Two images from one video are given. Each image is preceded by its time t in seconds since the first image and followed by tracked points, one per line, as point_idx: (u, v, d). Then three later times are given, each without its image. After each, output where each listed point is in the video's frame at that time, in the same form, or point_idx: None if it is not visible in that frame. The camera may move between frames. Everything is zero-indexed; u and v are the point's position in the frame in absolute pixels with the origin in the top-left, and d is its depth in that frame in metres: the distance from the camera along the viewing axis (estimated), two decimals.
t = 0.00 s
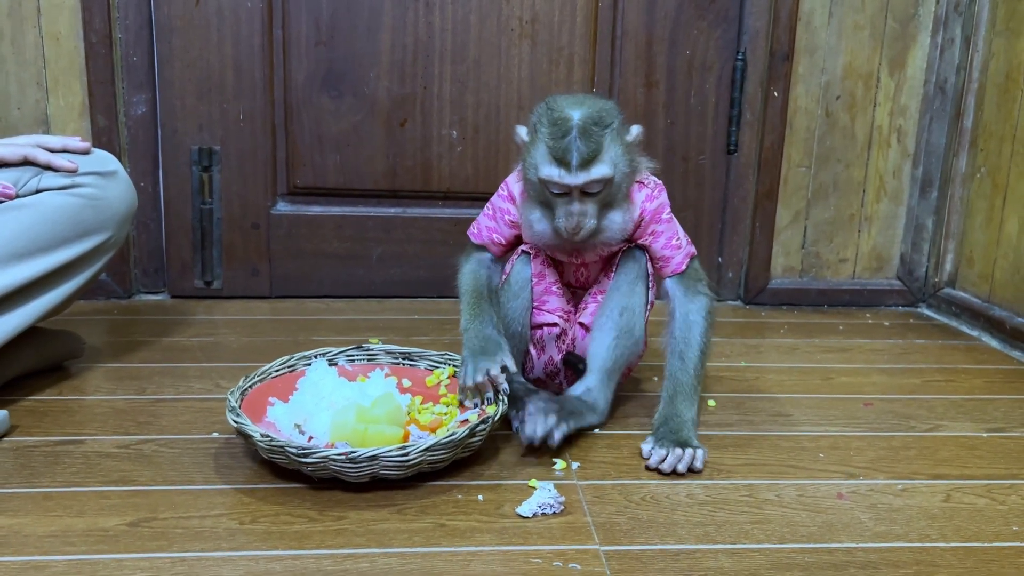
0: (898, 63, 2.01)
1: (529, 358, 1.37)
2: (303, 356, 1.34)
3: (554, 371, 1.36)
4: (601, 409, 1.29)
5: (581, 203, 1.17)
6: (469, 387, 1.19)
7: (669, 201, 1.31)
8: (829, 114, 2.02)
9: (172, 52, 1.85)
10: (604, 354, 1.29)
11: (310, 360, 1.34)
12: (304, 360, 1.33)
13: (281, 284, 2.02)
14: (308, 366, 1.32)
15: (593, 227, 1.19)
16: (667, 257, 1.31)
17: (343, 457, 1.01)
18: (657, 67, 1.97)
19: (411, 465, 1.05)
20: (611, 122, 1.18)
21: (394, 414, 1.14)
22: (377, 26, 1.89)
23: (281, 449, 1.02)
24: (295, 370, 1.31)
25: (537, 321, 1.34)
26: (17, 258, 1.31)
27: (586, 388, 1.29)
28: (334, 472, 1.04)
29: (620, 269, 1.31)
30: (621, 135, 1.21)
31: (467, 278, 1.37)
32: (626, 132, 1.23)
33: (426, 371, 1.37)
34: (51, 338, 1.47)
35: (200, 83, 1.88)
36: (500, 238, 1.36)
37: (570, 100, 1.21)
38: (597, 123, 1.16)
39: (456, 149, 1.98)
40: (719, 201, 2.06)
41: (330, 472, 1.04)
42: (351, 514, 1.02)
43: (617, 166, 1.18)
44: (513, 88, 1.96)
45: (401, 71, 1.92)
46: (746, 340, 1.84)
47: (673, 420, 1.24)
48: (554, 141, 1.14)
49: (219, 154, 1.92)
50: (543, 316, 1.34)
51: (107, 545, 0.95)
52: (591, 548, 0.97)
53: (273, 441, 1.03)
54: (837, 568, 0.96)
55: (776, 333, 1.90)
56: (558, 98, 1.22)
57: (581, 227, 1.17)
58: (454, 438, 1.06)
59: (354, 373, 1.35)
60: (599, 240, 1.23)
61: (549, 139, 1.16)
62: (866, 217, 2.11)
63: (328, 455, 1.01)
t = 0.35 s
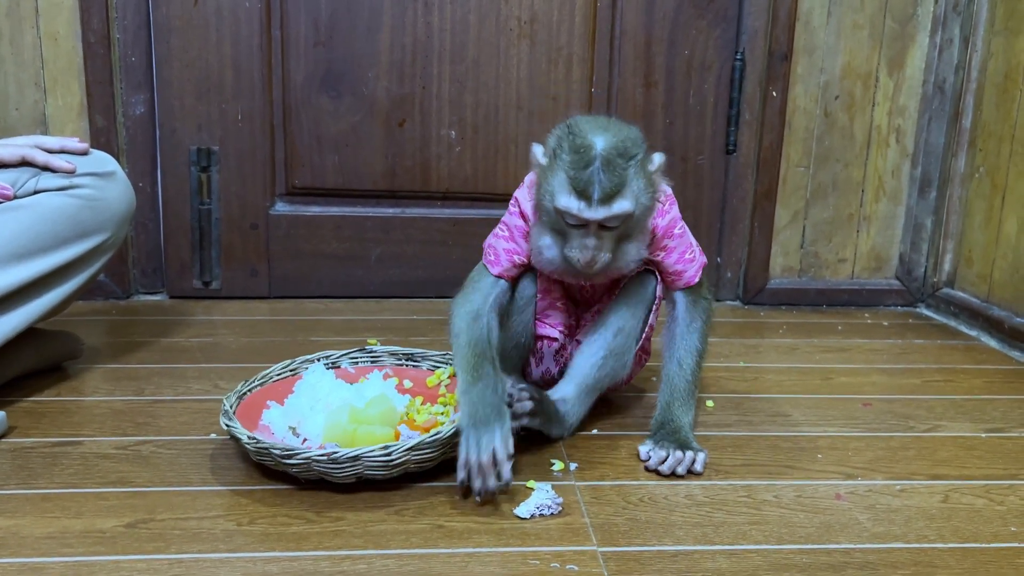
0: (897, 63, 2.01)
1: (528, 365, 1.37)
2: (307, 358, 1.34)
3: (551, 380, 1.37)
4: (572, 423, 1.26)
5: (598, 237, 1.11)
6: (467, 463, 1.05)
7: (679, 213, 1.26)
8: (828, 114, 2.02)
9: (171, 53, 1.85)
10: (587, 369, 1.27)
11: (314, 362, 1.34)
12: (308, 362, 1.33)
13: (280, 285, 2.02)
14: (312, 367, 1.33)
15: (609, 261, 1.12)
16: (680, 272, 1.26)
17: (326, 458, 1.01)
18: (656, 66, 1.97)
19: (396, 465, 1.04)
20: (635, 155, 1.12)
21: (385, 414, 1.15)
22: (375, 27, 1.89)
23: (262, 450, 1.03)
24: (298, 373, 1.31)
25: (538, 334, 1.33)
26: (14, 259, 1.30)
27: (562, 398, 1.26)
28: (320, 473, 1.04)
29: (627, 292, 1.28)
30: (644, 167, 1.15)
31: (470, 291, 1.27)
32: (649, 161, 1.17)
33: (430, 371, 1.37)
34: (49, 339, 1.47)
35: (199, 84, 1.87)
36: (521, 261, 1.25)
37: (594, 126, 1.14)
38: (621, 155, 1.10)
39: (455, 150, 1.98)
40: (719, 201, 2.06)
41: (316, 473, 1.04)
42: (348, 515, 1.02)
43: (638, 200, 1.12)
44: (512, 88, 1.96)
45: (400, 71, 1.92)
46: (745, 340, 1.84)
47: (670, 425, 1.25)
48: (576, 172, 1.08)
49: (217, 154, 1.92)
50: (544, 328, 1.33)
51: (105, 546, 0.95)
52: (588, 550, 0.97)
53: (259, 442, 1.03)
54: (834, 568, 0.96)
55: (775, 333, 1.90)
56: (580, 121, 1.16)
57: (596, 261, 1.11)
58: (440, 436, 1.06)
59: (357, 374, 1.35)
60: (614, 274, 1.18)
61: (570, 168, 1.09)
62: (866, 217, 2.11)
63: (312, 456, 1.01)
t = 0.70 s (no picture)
0: (897, 61, 2.01)
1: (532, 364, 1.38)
2: (338, 348, 1.37)
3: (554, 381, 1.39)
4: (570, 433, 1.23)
5: (611, 239, 1.11)
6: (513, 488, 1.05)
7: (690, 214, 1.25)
8: (828, 112, 2.02)
9: (171, 52, 1.85)
10: (596, 379, 1.25)
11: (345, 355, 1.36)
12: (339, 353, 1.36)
13: (280, 283, 2.02)
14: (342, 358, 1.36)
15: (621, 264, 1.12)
16: (688, 273, 1.25)
17: (287, 449, 1.02)
18: (656, 65, 1.97)
19: (357, 468, 1.03)
20: (649, 155, 1.11)
21: (376, 415, 1.15)
22: (375, 25, 1.89)
23: (242, 433, 1.06)
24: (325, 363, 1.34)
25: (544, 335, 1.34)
26: (15, 258, 1.30)
27: (564, 407, 1.23)
28: (289, 464, 1.05)
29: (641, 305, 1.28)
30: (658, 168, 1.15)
31: (473, 308, 1.23)
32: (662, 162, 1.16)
33: (454, 377, 1.33)
34: (50, 338, 1.47)
35: (199, 82, 1.87)
36: (535, 261, 1.23)
37: (607, 125, 1.13)
38: (636, 156, 1.09)
39: (455, 148, 1.98)
40: (719, 199, 2.06)
41: (287, 463, 1.06)
42: (349, 513, 1.02)
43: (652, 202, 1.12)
44: (512, 87, 1.96)
45: (400, 70, 1.92)
46: (746, 338, 1.84)
47: (671, 423, 1.25)
48: (590, 173, 1.07)
49: (218, 153, 1.92)
50: (550, 329, 1.34)
51: (107, 544, 0.95)
52: (590, 547, 0.97)
53: (239, 425, 1.07)
54: (835, 565, 0.96)
55: (776, 331, 1.90)
56: (593, 120, 1.14)
57: (609, 263, 1.11)
58: (407, 447, 1.03)
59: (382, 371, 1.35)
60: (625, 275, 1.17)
61: (584, 169, 1.09)
62: (866, 215, 2.11)
63: (275, 446, 1.03)
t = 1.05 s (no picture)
0: (898, 57, 2.01)
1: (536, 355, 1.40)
2: (341, 346, 1.37)
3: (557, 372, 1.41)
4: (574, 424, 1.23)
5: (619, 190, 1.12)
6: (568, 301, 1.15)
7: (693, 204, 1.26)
8: (830, 109, 2.02)
9: (172, 49, 1.85)
10: (600, 371, 1.24)
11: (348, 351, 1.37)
12: (342, 348, 1.37)
13: (282, 280, 2.02)
14: (343, 355, 1.36)
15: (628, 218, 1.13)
16: (686, 263, 1.26)
17: (292, 445, 1.02)
18: (657, 61, 1.97)
19: (363, 463, 1.03)
20: (658, 114, 1.15)
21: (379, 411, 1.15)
22: (377, 22, 1.89)
23: (245, 430, 1.06)
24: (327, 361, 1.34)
25: (549, 327, 1.35)
26: (17, 254, 1.30)
27: (567, 398, 1.22)
28: (294, 460, 1.05)
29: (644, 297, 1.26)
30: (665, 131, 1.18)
31: (488, 270, 1.26)
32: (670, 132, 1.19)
33: (456, 373, 1.33)
34: (53, 335, 1.47)
35: (200, 80, 1.87)
36: (530, 239, 1.26)
37: (616, 88, 1.18)
38: (645, 110, 1.13)
39: (457, 145, 1.98)
40: (720, 195, 2.06)
41: (292, 459, 1.06)
42: (354, 508, 1.03)
43: (660, 159, 1.15)
44: (514, 83, 1.96)
45: (402, 67, 1.92)
46: (748, 334, 1.85)
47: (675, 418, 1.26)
48: (602, 121, 1.11)
49: (219, 150, 1.92)
50: (555, 322, 1.34)
51: (111, 540, 0.95)
52: (593, 541, 0.97)
53: (243, 421, 1.07)
54: (839, 560, 0.96)
55: (778, 327, 1.91)
56: (603, 85, 1.19)
57: (617, 214, 1.12)
58: (410, 440, 1.03)
59: (383, 367, 1.35)
60: (628, 239, 1.18)
61: (596, 117, 1.12)
62: (867, 211, 2.11)
63: (279, 442, 1.03)
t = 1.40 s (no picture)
0: (896, 55, 2.01)
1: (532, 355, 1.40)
2: (341, 345, 1.37)
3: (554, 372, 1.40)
4: (563, 414, 1.25)
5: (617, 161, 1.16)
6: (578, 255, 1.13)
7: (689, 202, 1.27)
8: (828, 107, 2.02)
9: (168, 49, 1.84)
10: (587, 362, 1.24)
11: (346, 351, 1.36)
12: (340, 349, 1.36)
13: (279, 280, 2.02)
14: (342, 354, 1.35)
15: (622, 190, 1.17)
16: (679, 260, 1.26)
17: (283, 445, 1.02)
18: (654, 60, 1.96)
19: (354, 466, 1.03)
20: (663, 99, 1.20)
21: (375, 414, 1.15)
22: (373, 21, 1.88)
23: (239, 431, 1.06)
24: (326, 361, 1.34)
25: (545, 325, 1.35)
26: (14, 256, 1.30)
27: (558, 389, 1.25)
28: (287, 462, 1.05)
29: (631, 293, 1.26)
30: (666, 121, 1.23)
31: (477, 264, 1.27)
32: (673, 126, 1.24)
33: (455, 375, 1.32)
34: (49, 336, 1.47)
35: (196, 79, 1.87)
36: (523, 232, 1.27)
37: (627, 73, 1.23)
38: (651, 92, 1.18)
39: (454, 144, 1.98)
40: (718, 194, 2.05)
41: (284, 461, 1.05)
42: (350, 511, 1.02)
43: (659, 140, 1.19)
44: (511, 82, 1.95)
45: (398, 66, 1.92)
46: (746, 333, 1.84)
47: (672, 418, 1.25)
48: (609, 93, 1.16)
49: (216, 150, 1.92)
50: (552, 319, 1.35)
51: (106, 543, 0.95)
52: (590, 543, 0.97)
53: (235, 422, 1.07)
54: (836, 561, 0.96)
55: (776, 326, 1.90)
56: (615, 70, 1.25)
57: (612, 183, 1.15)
58: (401, 444, 1.02)
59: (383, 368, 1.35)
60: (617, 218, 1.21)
61: (603, 90, 1.17)
62: (865, 209, 2.11)
63: (272, 442, 1.03)
